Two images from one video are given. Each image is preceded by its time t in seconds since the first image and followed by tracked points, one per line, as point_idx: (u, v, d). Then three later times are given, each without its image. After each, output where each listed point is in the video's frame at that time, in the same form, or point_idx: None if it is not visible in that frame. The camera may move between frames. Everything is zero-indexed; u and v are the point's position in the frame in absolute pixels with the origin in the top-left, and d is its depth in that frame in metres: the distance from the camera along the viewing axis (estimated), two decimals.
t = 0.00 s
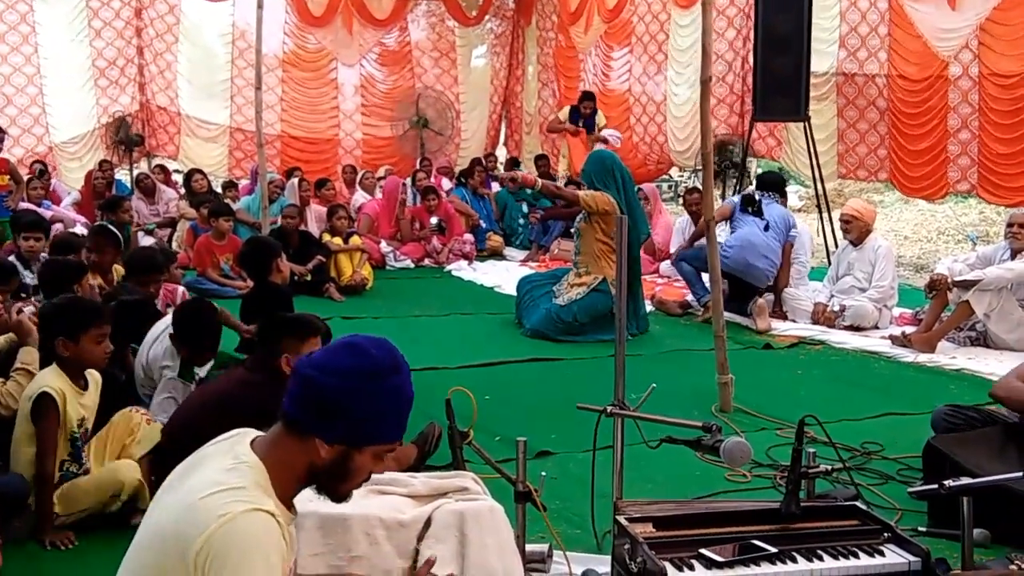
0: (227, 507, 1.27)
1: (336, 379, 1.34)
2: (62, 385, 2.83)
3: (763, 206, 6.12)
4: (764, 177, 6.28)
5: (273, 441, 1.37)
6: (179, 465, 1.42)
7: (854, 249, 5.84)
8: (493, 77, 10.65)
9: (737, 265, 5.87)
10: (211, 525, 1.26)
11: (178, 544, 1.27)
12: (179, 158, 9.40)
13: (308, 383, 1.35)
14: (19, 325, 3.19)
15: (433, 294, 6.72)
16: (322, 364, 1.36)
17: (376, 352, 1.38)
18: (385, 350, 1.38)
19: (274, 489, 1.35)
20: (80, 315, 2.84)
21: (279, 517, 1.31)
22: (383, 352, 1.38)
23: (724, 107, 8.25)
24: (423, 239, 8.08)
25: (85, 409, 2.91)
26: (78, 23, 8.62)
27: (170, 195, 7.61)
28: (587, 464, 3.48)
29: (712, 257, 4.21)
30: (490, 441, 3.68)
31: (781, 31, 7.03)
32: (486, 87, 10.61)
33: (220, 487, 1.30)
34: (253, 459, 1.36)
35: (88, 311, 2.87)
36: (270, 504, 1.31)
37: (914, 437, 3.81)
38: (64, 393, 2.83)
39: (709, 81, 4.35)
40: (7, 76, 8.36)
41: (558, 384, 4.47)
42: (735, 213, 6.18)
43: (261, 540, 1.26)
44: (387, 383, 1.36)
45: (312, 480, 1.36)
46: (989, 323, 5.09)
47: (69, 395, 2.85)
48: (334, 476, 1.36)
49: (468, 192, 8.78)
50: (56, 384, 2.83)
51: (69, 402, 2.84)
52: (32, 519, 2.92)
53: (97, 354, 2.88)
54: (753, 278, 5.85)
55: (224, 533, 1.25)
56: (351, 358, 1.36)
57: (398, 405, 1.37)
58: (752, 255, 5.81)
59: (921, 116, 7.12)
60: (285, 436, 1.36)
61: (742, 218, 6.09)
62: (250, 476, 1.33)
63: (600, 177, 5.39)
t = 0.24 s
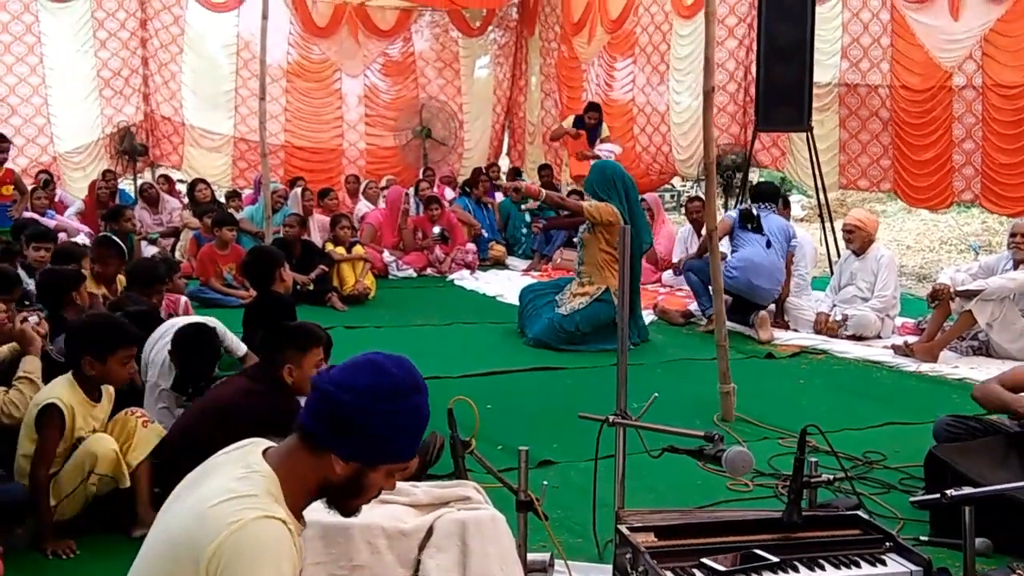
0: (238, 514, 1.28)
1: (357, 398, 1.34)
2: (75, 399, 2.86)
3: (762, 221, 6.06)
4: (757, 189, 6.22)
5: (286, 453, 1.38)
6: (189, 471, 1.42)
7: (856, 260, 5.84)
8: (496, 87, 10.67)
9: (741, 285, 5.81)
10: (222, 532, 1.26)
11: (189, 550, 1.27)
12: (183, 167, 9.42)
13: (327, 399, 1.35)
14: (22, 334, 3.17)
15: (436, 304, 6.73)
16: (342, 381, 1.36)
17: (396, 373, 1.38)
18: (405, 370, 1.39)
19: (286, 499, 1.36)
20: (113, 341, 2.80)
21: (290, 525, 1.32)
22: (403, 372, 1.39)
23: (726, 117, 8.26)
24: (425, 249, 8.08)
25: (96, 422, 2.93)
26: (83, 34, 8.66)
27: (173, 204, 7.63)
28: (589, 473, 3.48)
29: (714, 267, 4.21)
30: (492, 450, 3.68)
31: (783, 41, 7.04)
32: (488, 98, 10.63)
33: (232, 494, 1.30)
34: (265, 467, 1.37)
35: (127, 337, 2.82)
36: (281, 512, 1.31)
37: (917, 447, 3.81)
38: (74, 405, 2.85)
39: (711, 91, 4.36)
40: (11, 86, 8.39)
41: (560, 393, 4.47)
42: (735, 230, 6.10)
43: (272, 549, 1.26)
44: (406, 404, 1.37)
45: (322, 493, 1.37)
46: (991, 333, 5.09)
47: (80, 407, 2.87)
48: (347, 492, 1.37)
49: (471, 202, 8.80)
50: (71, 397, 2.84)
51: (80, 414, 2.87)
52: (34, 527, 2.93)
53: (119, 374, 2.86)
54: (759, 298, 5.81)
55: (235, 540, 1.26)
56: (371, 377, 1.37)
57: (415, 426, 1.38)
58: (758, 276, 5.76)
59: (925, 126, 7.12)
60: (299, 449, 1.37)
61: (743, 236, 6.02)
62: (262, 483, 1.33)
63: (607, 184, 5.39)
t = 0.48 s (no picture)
0: (246, 511, 1.28)
1: (381, 411, 1.35)
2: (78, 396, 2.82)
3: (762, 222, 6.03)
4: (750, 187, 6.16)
5: (299, 453, 1.38)
6: (195, 465, 1.42)
7: (858, 256, 5.83)
8: (498, 80, 10.65)
9: (742, 289, 5.79)
10: (230, 529, 1.27)
11: (195, 546, 1.27)
12: (185, 158, 9.42)
13: (351, 408, 1.35)
14: (23, 325, 3.14)
15: (437, 297, 6.72)
16: (368, 393, 1.36)
17: (421, 390, 1.39)
18: (430, 388, 1.40)
19: (295, 499, 1.36)
20: (123, 348, 2.70)
21: (297, 523, 1.32)
22: (427, 389, 1.40)
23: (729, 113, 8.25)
24: (426, 242, 8.07)
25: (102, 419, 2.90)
26: (85, 24, 8.64)
27: (175, 196, 7.62)
28: (589, 468, 3.48)
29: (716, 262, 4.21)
30: (492, 444, 3.68)
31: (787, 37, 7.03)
32: (491, 91, 10.60)
33: (240, 491, 1.30)
34: (274, 465, 1.37)
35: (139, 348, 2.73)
36: (289, 510, 1.32)
37: (917, 445, 3.81)
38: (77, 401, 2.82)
39: (714, 85, 4.35)
40: (13, 76, 8.39)
41: (561, 388, 4.47)
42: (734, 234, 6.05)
43: (280, 547, 1.27)
44: (426, 422, 1.38)
45: (331, 497, 1.38)
46: (993, 330, 5.09)
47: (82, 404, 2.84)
48: (357, 499, 1.39)
49: (473, 195, 8.80)
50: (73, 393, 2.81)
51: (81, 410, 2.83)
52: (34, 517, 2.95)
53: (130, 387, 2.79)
54: (762, 302, 5.80)
55: (243, 537, 1.26)
56: (398, 391, 1.37)
57: (432, 445, 1.39)
58: (758, 281, 5.75)
59: (928, 123, 7.10)
60: (313, 451, 1.37)
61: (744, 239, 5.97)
62: (270, 481, 1.33)
63: (614, 177, 5.38)
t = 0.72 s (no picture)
0: (253, 517, 1.29)
1: (409, 465, 1.36)
2: (90, 413, 2.78)
3: (758, 230, 5.99)
4: (744, 194, 6.12)
5: (308, 466, 1.39)
6: (201, 469, 1.43)
7: (856, 262, 5.83)
8: (496, 86, 10.66)
9: (741, 300, 5.80)
10: (236, 535, 1.27)
11: (201, 551, 1.28)
12: (183, 163, 9.43)
13: (382, 456, 1.35)
14: (21, 329, 3.12)
15: (435, 302, 6.73)
16: (402, 442, 1.36)
17: (447, 443, 1.41)
18: (454, 438, 1.42)
19: (303, 510, 1.37)
20: (131, 356, 2.63)
21: (303, 530, 1.33)
22: (451, 440, 1.41)
23: (727, 119, 8.26)
24: (424, 247, 8.08)
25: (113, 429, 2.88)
26: (83, 29, 8.64)
27: (172, 200, 7.62)
28: (587, 473, 3.49)
29: (713, 267, 4.21)
30: (490, 449, 3.69)
31: (784, 43, 7.05)
32: (488, 97, 10.62)
33: (247, 497, 1.31)
34: (281, 473, 1.37)
35: (150, 362, 2.64)
36: (296, 518, 1.32)
37: (915, 450, 3.81)
38: (89, 419, 2.78)
39: (711, 91, 4.36)
40: (11, 80, 8.38)
41: (559, 393, 4.48)
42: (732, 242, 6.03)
43: (286, 554, 1.27)
44: (443, 471, 1.41)
45: (335, 511, 1.41)
46: (989, 336, 5.09)
47: (95, 424, 2.80)
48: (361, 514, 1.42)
49: (471, 200, 8.82)
50: (85, 412, 2.77)
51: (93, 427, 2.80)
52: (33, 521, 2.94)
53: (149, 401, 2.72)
54: (762, 310, 5.80)
55: (249, 544, 1.26)
56: (423, 437, 1.38)
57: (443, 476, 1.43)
58: (757, 292, 5.74)
59: (924, 129, 7.12)
60: (328, 471, 1.38)
61: (741, 248, 5.95)
62: (277, 488, 1.34)
63: (615, 181, 5.36)
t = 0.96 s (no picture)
0: (263, 512, 1.29)
1: (422, 483, 1.37)
2: (115, 413, 2.78)
3: (757, 230, 5.99)
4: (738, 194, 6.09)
5: (316, 465, 1.39)
6: (208, 466, 1.42)
7: (855, 260, 5.83)
8: (495, 84, 10.67)
9: (741, 299, 5.79)
10: (246, 530, 1.27)
11: (210, 547, 1.28)
12: (182, 160, 9.43)
13: (396, 471, 1.35)
14: (18, 326, 3.11)
15: (434, 300, 6.73)
16: (416, 460, 1.36)
17: (457, 463, 1.42)
18: (463, 457, 1.43)
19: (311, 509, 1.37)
20: (174, 355, 2.64)
21: (312, 528, 1.33)
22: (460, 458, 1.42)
23: (726, 116, 8.27)
24: (423, 245, 8.07)
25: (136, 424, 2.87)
26: (82, 26, 8.64)
27: (171, 198, 7.63)
28: (586, 471, 3.48)
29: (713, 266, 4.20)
30: (489, 447, 3.69)
31: (784, 41, 7.05)
32: (488, 94, 10.63)
33: (257, 493, 1.31)
34: (290, 470, 1.38)
35: (178, 354, 2.65)
36: (306, 515, 1.32)
37: (915, 448, 3.82)
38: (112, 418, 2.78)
39: (712, 89, 4.36)
40: (10, 78, 8.35)
41: (558, 391, 4.48)
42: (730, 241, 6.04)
43: (296, 550, 1.27)
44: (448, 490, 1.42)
45: (339, 513, 1.41)
46: (988, 334, 5.09)
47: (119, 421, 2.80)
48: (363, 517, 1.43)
49: (471, 198, 8.83)
50: (109, 411, 2.77)
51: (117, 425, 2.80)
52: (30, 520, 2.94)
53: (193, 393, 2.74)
54: (762, 310, 5.79)
55: (260, 539, 1.26)
56: (433, 454, 1.38)
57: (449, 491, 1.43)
58: (757, 291, 5.73)
59: (923, 128, 7.12)
60: (335, 476, 1.38)
61: (739, 246, 5.96)
62: (287, 485, 1.34)
63: (615, 180, 5.38)
